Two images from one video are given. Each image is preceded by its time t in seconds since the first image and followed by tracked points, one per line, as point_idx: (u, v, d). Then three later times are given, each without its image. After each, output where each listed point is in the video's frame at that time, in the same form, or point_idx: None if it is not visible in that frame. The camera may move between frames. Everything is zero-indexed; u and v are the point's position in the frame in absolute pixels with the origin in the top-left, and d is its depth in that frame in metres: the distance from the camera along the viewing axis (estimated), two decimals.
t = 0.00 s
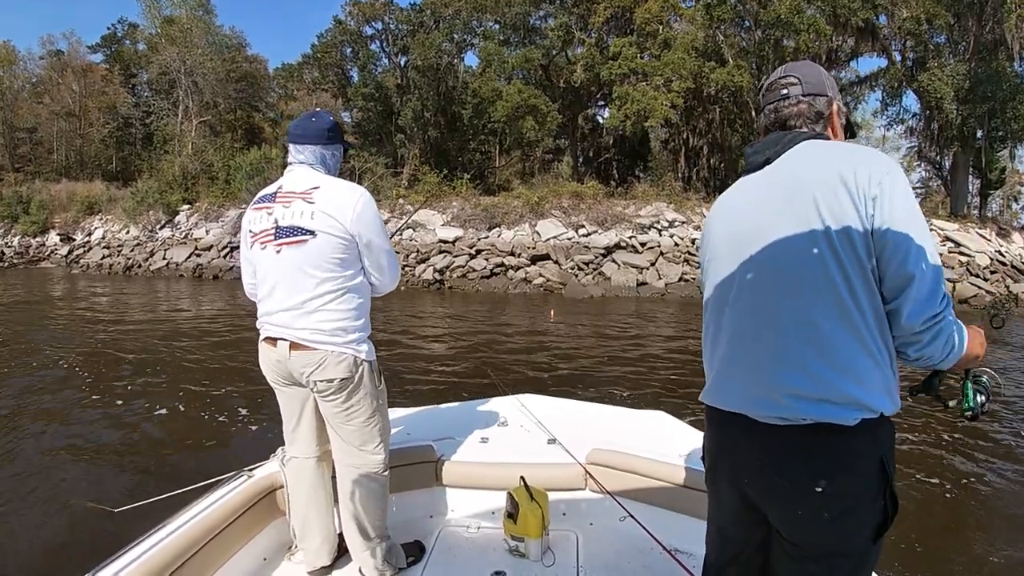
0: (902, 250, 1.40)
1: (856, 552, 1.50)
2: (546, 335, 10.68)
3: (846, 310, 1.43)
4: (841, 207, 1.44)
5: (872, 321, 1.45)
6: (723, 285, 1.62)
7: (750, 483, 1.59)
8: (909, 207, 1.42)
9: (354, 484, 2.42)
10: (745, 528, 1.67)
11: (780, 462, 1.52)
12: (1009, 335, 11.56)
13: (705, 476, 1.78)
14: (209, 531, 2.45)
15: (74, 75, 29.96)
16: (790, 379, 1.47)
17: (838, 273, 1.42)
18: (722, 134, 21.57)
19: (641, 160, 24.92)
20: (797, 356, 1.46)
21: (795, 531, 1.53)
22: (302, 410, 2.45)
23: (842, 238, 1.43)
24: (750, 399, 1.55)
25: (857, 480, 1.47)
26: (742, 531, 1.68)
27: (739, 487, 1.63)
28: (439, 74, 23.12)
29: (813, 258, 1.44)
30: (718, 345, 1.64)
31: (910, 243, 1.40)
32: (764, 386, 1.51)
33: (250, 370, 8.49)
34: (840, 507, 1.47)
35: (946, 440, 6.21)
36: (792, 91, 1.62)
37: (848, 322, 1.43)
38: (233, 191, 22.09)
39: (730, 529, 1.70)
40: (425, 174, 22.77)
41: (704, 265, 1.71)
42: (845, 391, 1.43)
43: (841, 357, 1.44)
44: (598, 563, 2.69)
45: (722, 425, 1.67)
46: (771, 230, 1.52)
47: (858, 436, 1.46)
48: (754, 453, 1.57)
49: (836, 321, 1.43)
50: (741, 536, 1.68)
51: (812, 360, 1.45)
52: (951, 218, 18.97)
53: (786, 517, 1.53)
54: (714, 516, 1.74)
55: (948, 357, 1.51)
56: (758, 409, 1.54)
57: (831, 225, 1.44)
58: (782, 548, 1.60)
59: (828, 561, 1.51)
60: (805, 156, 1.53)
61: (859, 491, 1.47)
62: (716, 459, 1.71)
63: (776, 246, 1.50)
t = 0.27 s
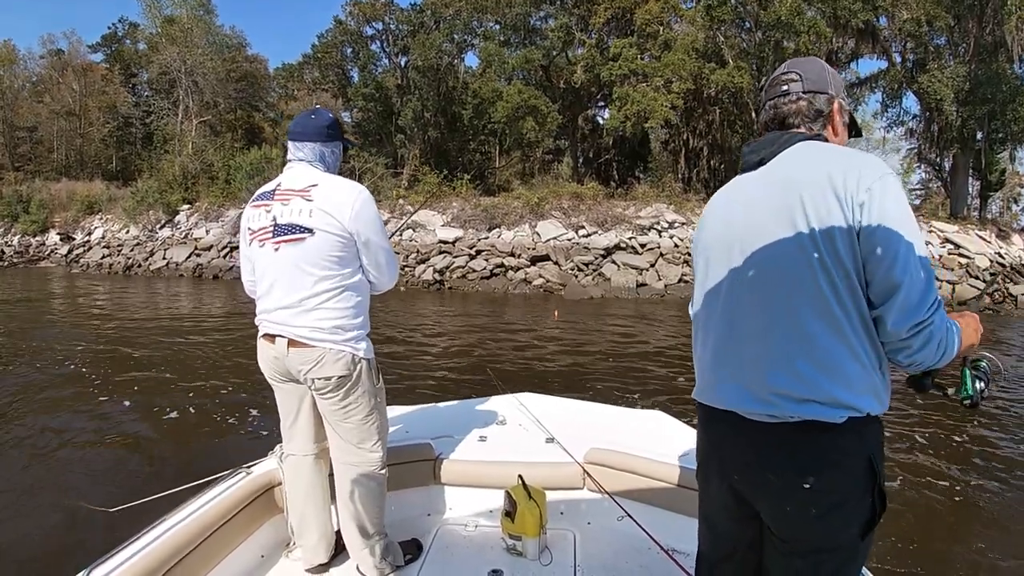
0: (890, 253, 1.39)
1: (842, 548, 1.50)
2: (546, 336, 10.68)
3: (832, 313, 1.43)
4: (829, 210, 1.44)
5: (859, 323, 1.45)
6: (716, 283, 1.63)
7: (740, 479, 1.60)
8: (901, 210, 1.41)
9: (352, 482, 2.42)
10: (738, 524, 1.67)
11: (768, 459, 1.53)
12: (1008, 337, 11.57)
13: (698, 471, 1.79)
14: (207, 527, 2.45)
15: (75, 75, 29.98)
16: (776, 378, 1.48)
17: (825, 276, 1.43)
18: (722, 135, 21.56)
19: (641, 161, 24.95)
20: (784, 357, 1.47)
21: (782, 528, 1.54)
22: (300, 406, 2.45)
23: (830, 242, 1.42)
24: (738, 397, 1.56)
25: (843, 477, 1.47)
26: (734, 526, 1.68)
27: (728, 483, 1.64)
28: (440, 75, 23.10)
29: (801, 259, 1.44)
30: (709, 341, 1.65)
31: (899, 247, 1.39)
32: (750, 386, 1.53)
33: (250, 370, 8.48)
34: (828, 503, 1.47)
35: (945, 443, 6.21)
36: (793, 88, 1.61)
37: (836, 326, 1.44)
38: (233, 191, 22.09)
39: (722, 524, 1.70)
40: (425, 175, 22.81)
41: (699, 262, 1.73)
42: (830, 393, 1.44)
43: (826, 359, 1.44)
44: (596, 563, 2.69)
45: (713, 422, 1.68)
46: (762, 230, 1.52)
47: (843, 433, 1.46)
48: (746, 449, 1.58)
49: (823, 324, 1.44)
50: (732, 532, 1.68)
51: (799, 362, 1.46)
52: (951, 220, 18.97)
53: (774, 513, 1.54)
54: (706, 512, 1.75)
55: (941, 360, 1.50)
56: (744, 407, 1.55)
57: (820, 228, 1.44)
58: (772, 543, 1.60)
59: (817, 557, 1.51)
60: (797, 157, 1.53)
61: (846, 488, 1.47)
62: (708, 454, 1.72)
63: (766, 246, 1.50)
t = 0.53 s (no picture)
0: (889, 259, 1.39)
1: (837, 553, 1.50)
2: (546, 337, 10.68)
3: (830, 320, 1.43)
4: (828, 212, 1.42)
5: (854, 328, 1.45)
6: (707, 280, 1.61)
7: (735, 484, 1.58)
8: (898, 216, 1.41)
9: (348, 479, 2.41)
10: (733, 527, 1.66)
11: (761, 462, 1.52)
12: (1009, 337, 11.55)
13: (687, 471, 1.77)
14: (205, 523, 2.45)
15: (75, 78, 30.02)
16: (771, 381, 1.47)
17: (823, 280, 1.42)
18: (722, 136, 21.54)
19: (641, 162, 25.00)
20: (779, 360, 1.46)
21: (776, 531, 1.54)
22: (296, 403, 2.45)
23: (829, 246, 1.41)
24: (731, 398, 1.55)
25: (838, 482, 1.47)
26: (727, 529, 1.66)
27: (719, 485, 1.63)
28: (439, 76, 23.10)
29: (800, 262, 1.43)
30: (699, 338, 1.64)
31: (896, 254, 1.39)
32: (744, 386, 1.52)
33: (249, 372, 8.48)
34: (823, 507, 1.47)
35: (945, 443, 6.19)
36: (788, 84, 1.60)
37: (832, 330, 1.43)
38: (233, 193, 22.10)
39: (713, 525, 1.70)
40: (425, 176, 22.86)
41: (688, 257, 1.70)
42: (825, 397, 1.44)
43: (822, 363, 1.44)
44: (593, 563, 2.68)
45: (705, 424, 1.66)
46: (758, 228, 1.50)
47: (837, 438, 1.46)
48: (738, 452, 1.56)
49: (820, 327, 1.43)
50: (724, 534, 1.68)
51: (794, 364, 1.45)
52: (951, 219, 18.97)
53: (769, 517, 1.53)
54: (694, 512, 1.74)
55: (932, 366, 1.51)
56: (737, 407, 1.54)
57: (818, 231, 1.42)
58: (765, 546, 1.60)
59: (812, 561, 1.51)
60: (794, 158, 1.52)
61: (841, 493, 1.47)
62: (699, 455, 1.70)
63: (762, 246, 1.48)
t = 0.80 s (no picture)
0: (892, 260, 1.39)
1: (834, 557, 1.50)
2: (546, 337, 10.67)
3: (836, 326, 1.42)
4: (835, 214, 1.41)
5: (856, 326, 1.44)
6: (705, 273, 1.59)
7: (737, 489, 1.56)
8: (901, 215, 1.41)
9: (345, 479, 2.41)
10: (731, 532, 1.63)
11: (759, 462, 1.51)
12: (1010, 333, 11.53)
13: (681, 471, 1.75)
14: (204, 523, 2.45)
15: (74, 83, 30.08)
16: (772, 377, 1.46)
17: (827, 278, 1.40)
18: (721, 135, 21.51)
19: (640, 162, 25.02)
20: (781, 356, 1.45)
21: (775, 533, 1.52)
22: (293, 403, 2.45)
23: (834, 244, 1.40)
24: (732, 398, 1.53)
25: (840, 487, 1.47)
26: (722, 532, 1.64)
27: (716, 485, 1.60)
28: (438, 78, 23.12)
29: (804, 258, 1.41)
30: (696, 332, 1.61)
31: (900, 253, 1.39)
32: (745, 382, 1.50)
33: (250, 375, 8.49)
34: (826, 511, 1.47)
35: (946, 440, 6.17)
36: (783, 79, 1.58)
37: (838, 337, 1.42)
38: (233, 196, 22.13)
39: (706, 528, 1.67)
40: (425, 178, 22.89)
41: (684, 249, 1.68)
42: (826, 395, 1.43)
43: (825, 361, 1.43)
44: (592, 563, 2.67)
45: (703, 425, 1.64)
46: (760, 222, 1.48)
47: (839, 444, 1.46)
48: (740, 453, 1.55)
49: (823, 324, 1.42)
50: (719, 536, 1.65)
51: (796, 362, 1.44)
52: (951, 216, 18.97)
53: (771, 522, 1.52)
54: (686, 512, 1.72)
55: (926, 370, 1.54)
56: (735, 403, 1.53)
57: (824, 227, 1.41)
58: (762, 549, 1.58)
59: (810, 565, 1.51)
60: (795, 156, 1.50)
61: (841, 496, 1.47)
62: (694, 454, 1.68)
63: (764, 239, 1.46)
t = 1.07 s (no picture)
0: (897, 252, 1.38)
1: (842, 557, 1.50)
2: (547, 337, 10.67)
3: (847, 335, 1.40)
4: (848, 220, 1.37)
5: (864, 333, 1.43)
6: (703, 260, 1.53)
7: (748, 498, 1.52)
8: (903, 207, 1.40)
9: (346, 480, 2.41)
10: (738, 536, 1.60)
11: (761, 460, 1.49)
12: (1011, 329, 11.52)
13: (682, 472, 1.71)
14: (205, 524, 2.44)
15: (73, 87, 30.11)
16: (775, 371, 1.43)
17: (835, 268, 1.36)
18: (721, 134, 21.45)
19: (640, 161, 25.02)
20: (783, 347, 1.41)
21: (782, 535, 1.50)
22: (293, 405, 2.45)
23: (841, 232, 1.37)
24: (740, 407, 1.49)
25: (848, 490, 1.47)
26: (727, 535, 1.60)
27: (721, 486, 1.57)
28: (437, 79, 23.13)
29: (808, 247, 1.37)
30: (693, 323, 1.57)
31: (902, 245, 1.38)
32: (746, 373, 1.47)
33: (250, 377, 8.49)
34: (837, 513, 1.47)
35: (949, 436, 6.17)
36: (788, 73, 1.54)
37: (848, 345, 1.41)
38: (233, 199, 22.13)
39: (709, 530, 1.63)
40: (424, 179, 22.89)
41: (678, 235, 1.62)
42: (831, 387, 1.41)
43: (829, 354, 1.40)
44: (593, 564, 2.67)
45: (708, 433, 1.59)
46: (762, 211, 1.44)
47: (848, 451, 1.46)
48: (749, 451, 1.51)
49: (830, 317, 1.39)
50: (724, 540, 1.62)
51: (801, 354, 1.41)
52: (951, 212, 18.96)
53: (783, 527, 1.49)
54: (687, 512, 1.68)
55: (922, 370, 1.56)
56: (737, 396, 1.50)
57: (830, 215, 1.37)
58: (767, 549, 1.56)
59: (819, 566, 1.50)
60: (803, 151, 1.47)
61: (848, 499, 1.47)
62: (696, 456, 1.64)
63: (768, 228, 1.42)
